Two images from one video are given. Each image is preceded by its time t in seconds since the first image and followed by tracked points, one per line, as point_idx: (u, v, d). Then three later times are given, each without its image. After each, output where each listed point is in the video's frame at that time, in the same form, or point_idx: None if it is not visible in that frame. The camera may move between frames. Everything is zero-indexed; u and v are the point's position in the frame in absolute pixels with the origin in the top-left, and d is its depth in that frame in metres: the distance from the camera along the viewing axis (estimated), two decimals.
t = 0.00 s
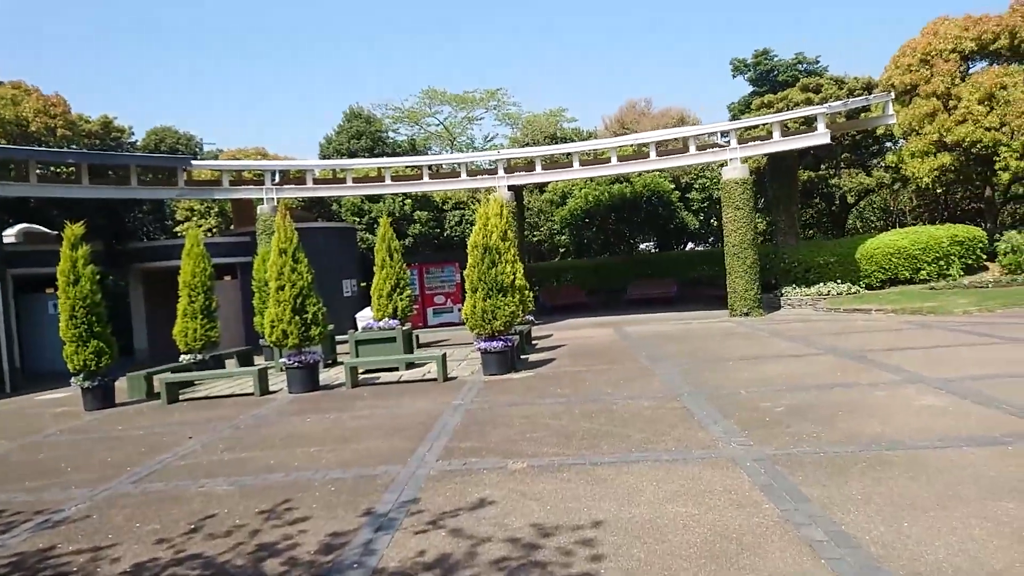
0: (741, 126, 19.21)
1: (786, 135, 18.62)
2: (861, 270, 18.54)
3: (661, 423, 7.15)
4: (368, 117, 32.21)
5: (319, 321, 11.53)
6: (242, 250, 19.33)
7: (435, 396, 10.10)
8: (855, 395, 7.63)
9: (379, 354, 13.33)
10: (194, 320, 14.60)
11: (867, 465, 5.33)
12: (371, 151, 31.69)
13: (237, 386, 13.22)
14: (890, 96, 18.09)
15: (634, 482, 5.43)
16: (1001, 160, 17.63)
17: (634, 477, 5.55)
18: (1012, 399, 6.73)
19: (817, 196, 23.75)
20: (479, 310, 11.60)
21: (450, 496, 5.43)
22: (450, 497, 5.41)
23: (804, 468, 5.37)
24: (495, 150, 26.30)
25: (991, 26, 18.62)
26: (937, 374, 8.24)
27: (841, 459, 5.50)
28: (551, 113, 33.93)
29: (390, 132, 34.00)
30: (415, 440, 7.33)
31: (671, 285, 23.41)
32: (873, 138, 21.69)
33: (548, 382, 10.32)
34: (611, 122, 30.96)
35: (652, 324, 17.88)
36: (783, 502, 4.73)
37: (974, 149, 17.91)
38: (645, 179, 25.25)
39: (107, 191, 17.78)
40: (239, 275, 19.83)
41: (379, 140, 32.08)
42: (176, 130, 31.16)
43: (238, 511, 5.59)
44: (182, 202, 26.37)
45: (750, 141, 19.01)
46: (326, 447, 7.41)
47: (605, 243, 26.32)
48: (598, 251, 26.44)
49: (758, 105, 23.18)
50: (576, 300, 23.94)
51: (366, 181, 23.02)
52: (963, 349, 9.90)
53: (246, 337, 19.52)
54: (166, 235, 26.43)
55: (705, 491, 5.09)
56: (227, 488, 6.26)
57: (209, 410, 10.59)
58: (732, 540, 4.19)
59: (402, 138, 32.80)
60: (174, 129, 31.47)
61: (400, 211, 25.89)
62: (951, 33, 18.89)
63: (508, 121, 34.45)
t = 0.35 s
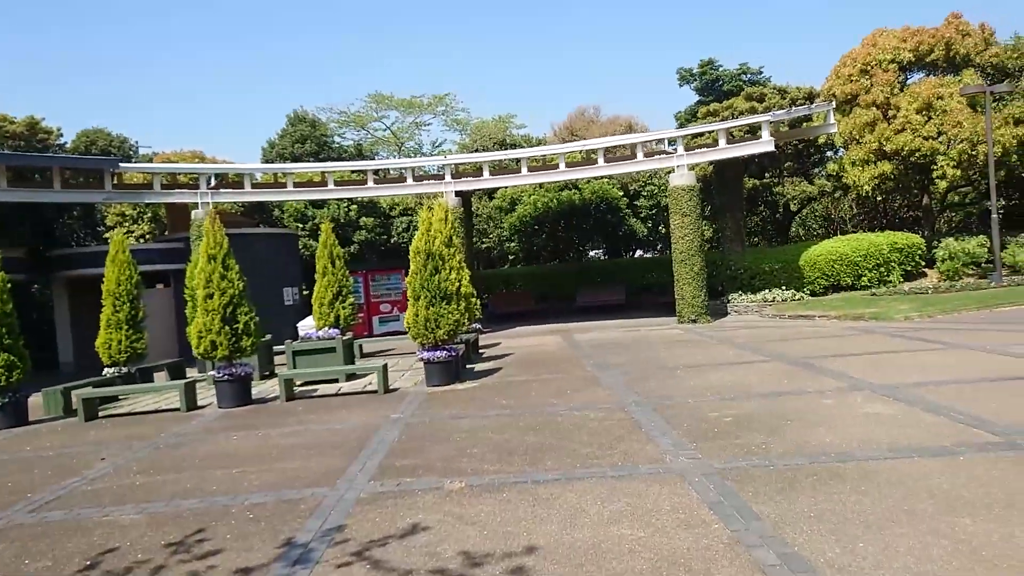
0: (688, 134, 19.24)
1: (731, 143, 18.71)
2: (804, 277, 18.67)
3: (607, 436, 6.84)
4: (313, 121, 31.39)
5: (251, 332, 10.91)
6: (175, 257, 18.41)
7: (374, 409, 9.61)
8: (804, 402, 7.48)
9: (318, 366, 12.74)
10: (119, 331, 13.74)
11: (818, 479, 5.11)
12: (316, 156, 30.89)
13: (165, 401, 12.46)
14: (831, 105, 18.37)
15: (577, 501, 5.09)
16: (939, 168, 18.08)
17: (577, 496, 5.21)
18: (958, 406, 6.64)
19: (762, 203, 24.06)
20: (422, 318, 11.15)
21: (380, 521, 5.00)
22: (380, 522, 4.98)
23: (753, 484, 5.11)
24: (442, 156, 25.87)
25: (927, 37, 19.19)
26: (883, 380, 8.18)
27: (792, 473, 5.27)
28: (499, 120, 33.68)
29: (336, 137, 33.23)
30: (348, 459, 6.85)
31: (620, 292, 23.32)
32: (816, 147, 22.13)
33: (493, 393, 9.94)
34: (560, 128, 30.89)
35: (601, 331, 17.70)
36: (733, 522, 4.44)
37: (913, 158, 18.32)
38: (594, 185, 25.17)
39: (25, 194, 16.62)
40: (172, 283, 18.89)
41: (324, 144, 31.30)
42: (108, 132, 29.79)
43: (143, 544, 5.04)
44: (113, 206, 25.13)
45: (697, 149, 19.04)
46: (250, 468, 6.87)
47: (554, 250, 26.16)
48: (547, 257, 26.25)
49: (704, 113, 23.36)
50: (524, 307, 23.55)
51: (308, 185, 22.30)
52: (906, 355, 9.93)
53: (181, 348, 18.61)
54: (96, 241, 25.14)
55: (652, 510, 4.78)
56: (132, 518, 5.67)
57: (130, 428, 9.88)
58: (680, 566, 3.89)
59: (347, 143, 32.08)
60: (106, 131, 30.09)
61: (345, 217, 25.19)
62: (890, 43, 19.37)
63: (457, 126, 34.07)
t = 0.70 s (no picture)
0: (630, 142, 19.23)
1: (672, 152, 18.77)
2: (743, 285, 18.85)
3: (546, 454, 6.51)
4: (248, 123, 30.38)
5: (170, 345, 10.21)
6: (94, 265, 17.33)
7: (303, 426, 9.06)
8: (746, 415, 7.31)
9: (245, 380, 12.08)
10: (27, 343, 12.71)
11: (762, 498, 4.89)
12: (251, 160, 29.89)
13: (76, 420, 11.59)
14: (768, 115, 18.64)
15: (511, 529, 4.73)
16: (871, 178, 18.64)
17: (512, 523, 4.85)
18: (897, 418, 6.58)
19: (702, 212, 24.33)
20: (356, 329, 10.64)
21: (294, 558, 4.54)
22: (295, 559, 4.51)
23: (696, 505, 4.85)
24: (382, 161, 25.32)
25: (860, 51, 19.73)
26: (822, 390, 8.12)
27: (736, 492, 5.03)
28: (442, 125, 33.29)
29: (272, 141, 32.26)
30: (267, 484, 6.34)
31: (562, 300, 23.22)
32: (753, 157, 22.95)
33: (429, 408, 9.50)
34: (503, 135, 30.69)
35: (543, 340, 17.46)
36: (675, 550, 4.16)
37: (846, 168, 18.83)
38: (537, 192, 25.01)
39: None
40: (91, 292, 17.79)
41: (259, 148, 30.32)
42: (25, 132, 28.12)
43: None
44: (28, 211, 23.65)
45: (638, 157, 19.05)
46: (158, 496, 6.27)
47: (497, 258, 25.86)
48: (490, 265, 25.95)
49: (645, 122, 23.50)
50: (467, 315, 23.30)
51: (240, 190, 21.40)
52: (843, 364, 9.96)
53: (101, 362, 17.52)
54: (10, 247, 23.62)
55: (591, 539, 4.45)
56: (12, 559, 5.03)
57: (31, 451, 9.06)
58: None
59: (285, 147, 31.17)
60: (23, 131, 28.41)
61: (280, 223, 24.37)
62: (823, 56, 19.85)
63: (398, 131, 33.51)
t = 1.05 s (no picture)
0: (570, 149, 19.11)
1: (612, 159, 18.73)
2: (681, 292, 18.92)
3: (482, 472, 6.15)
4: (175, 124, 29.08)
5: (76, 359, 9.40)
6: None
7: (223, 445, 8.44)
8: (689, 426, 7.11)
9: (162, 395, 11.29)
10: None
11: (707, 519, 4.65)
12: (179, 162, 28.61)
13: None
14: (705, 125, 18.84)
15: (443, 560, 4.35)
16: (804, 188, 19.07)
17: (444, 553, 4.47)
18: (838, 428, 6.49)
19: (641, 219, 24.46)
20: (284, 340, 10.04)
21: None
22: None
23: (640, 528, 4.57)
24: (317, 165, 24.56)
25: (792, 63, 20.20)
26: (763, 400, 8.02)
27: (681, 513, 4.78)
28: (380, 129, 32.64)
29: (201, 142, 30.98)
30: (177, 513, 5.76)
31: (502, 307, 22.90)
32: (690, 165, 23.05)
33: (361, 422, 9.01)
34: (442, 140, 30.29)
35: (482, 349, 17.12)
36: None
37: (780, 177, 19.22)
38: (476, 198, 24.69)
39: None
40: None
41: (187, 150, 29.07)
42: None
43: None
44: None
45: (579, 164, 18.95)
46: (50, 530, 5.62)
47: (436, 264, 25.40)
48: (429, 272, 25.46)
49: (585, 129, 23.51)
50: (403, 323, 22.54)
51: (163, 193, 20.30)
52: (780, 372, 9.94)
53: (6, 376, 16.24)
54: None
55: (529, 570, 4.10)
56: None
57: None
58: None
59: (215, 149, 29.97)
60: None
61: (208, 228, 23.31)
62: (757, 67, 20.23)
63: (334, 135, 32.68)
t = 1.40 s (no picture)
0: (506, 154, 18.87)
1: (548, 165, 18.58)
2: (617, 299, 18.90)
3: (410, 490, 5.75)
4: (90, 122, 27.47)
5: None
6: None
7: (128, 466, 7.75)
8: (627, 437, 6.89)
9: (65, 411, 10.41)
10: None
11: (648, 539, 4.39)
12: (95, 162, 27.03)
13: None
14: (640, 133, 18.90)
15: None
16: (736, 196, 19.41)
17: None
18: (776, 437, 6.37)
19: (577, 226, 24.43)
20: (199, 352, 9.38)
21: None
22: None
23: (577, 552, 4.27)
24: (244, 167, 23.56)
25: (723, 74, 20.47)
26: (701, 409, 7.89)
27: (620, 533, 4.51)
28: (312, 131, 31.69)
29: (120, 142, 29.39)
30: (66, 547, 5.15)
31: (437, 314, 22.47)
32: (625, 173, 23.28)
33: (282, 438, 8.44)
34: (377, 144, 29.60)
35: (416, 358, 16.64)
36: None
37: (712, 186, 19.50)
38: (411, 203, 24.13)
39: None
40: None
41: (104, 150, 27.49)
42: None
43: None
44: None
45: (515, 169, 18.70)
46: None
47: (370, 271, 24.72)
48: (363, 279, 24.77)
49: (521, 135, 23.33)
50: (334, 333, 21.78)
51: (74, 195, 19.04)
52: (716, 379, 9.88)
53: None
54: None
55: None
56: None
57: None
58: None
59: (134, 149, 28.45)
60: None
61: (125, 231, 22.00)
62: (690, 76, 20.46)
63: (263, 136, 31.53)
